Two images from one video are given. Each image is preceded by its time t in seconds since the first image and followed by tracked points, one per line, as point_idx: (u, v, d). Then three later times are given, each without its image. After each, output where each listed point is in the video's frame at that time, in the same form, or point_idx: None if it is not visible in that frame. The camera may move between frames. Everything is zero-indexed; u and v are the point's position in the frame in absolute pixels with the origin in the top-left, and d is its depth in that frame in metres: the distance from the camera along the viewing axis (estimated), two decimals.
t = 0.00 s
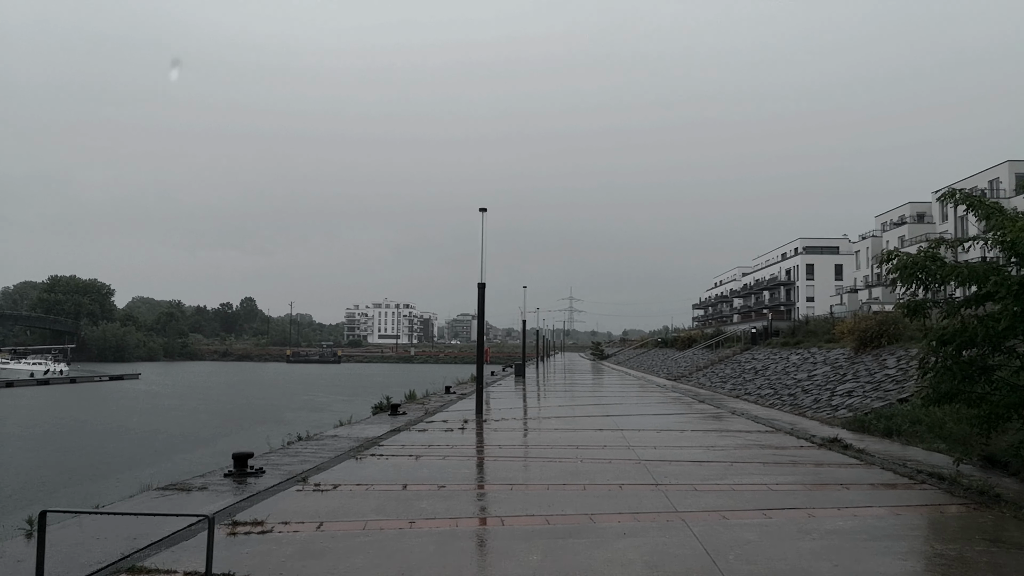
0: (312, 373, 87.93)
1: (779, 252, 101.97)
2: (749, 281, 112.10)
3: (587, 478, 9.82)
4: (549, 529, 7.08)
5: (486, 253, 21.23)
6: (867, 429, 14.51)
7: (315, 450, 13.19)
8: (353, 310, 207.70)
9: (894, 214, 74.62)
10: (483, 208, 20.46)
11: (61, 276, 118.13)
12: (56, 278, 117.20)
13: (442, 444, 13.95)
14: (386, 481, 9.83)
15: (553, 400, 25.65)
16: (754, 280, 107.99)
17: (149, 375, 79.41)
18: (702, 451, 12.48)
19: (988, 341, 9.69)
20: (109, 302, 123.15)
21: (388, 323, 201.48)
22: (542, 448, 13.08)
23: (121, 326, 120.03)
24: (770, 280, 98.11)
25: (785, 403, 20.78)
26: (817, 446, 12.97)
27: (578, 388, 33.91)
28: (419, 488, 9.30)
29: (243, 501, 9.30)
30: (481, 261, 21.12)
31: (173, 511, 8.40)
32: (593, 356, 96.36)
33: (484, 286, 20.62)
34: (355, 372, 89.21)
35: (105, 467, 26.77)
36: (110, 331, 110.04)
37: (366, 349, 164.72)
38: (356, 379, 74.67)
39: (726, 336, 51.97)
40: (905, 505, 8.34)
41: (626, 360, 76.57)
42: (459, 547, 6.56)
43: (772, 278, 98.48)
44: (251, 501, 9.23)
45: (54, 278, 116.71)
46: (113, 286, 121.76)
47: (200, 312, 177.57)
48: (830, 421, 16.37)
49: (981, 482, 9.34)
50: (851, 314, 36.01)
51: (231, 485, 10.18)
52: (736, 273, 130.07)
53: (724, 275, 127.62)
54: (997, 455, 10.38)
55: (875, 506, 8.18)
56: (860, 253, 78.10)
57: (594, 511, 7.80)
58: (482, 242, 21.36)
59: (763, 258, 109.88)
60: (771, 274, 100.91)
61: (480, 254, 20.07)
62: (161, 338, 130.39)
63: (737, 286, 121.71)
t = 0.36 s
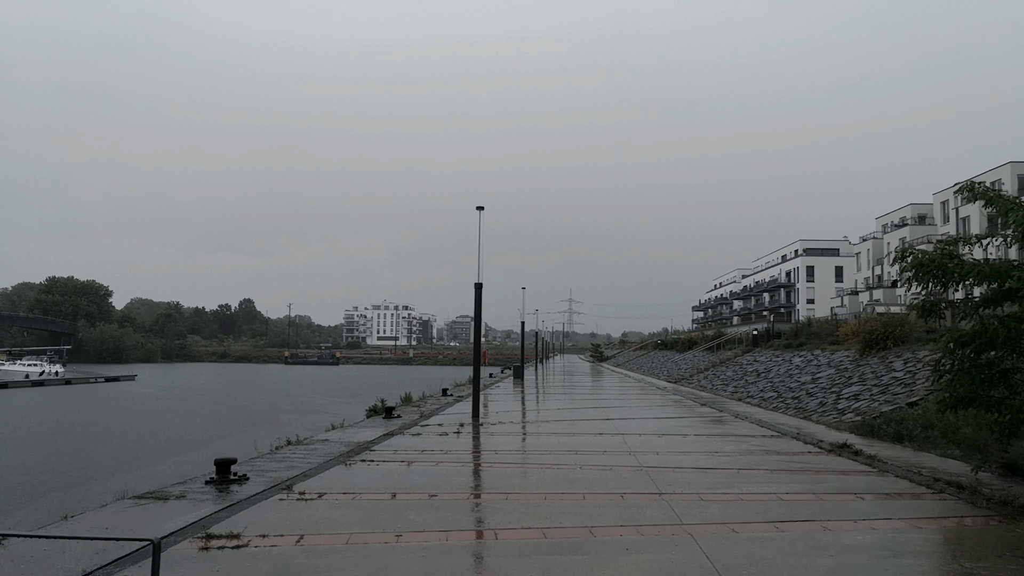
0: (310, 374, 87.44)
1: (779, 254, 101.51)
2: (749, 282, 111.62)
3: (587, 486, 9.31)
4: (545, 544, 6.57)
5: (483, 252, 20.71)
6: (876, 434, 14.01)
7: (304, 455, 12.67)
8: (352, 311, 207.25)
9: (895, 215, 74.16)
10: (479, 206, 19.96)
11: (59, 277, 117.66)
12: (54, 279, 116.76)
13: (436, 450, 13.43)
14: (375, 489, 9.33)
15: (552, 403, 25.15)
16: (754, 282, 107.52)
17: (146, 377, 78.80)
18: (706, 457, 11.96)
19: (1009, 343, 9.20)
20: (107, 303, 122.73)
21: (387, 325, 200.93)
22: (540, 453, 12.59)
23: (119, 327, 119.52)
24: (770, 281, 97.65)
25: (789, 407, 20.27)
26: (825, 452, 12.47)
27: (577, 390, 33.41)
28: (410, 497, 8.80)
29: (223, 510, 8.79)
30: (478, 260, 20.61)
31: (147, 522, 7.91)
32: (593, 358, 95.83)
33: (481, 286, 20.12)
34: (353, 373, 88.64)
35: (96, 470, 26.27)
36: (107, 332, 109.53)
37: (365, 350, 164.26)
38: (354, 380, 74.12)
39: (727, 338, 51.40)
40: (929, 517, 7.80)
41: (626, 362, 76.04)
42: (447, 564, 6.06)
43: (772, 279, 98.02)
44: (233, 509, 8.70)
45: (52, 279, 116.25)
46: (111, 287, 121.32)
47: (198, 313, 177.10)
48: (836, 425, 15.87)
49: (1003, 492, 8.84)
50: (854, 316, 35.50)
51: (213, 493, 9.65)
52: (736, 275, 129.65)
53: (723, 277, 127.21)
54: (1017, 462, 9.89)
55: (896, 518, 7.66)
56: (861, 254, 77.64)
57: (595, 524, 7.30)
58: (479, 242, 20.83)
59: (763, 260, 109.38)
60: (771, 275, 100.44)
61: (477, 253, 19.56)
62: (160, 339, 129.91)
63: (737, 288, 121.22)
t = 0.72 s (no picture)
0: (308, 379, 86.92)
1: (779, 257, 101.09)
2: (749, 285, 111.17)
3: (587, 498, 8.85)
4: (542, 563, 6.12)
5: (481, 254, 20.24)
6: (886, 441, 13.55)
7: (293, 463, 12.19)
8: (351, 315, 206.77)
9: (896, 218, 73.78)
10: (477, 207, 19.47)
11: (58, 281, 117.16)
12: (53, 283, 116.26)
13: (431, 457, 12.96)
14: (364, 501, 8.88)
15: (551, 408, 24.67)
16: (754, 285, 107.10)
17: (144, 381, 78.34)
18: (711, 465, 11.52)
19: None
20: (107, 307, 122.28)
21: (386, 328, 200.39)
22: (539, 461, 12.14)
23: (118, 331, 118.98)
24: (770, 285, 97.21)
25: (794, 412, 19.81)
26: (834, 459, 12.02)
27: (577, 395, 32.98)
28: (400, 510, 8.34)
29: (204, 523, 8.33)
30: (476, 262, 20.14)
31: (121, 537, 7.45)
32: (593, 362, 95.31)
33: (478, 288, 19.69)
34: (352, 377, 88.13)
35: (89, 476, 25.84)
36: (106, 336, 108.96)
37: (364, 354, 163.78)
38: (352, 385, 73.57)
39: (728, 342, 50.92)
40: (951, 532, 7.35)
41: (626, 366, 75.53)
42: None
43: (772, 282, 97.59)
44: (214, 523, 8.25)
45: (51, 283, 115.82)
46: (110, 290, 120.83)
47: (198, 317, 176.59)
48: (843, 432, 15.42)
49: None
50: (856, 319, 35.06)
51: (195, 505, 9.19)
52: (736, 278, 129.23)
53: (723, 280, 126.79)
54: None
55: (918, 533, 7.20)
56: (861, 257, 77.31)
57: (595, 540, 6.86)
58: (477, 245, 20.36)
59: (763, 263, 109.04)
60: (771, 279, 100.03)
61: (475, 255, 19.13)
62: (159, 343, 129.36)
63: (737, 291, 120.75)
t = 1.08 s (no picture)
0: (306, 382, 86.34)
1: (779, 260, 100.65)
2: (748, 288, 110.71)
3: (588, 510, 8.31)
4: None
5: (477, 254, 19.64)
6: (898, 448, 13.05)
7: (280, 472, 11.66)
8: (350, 318, 206.22)
9: (897, 220, 73.41)
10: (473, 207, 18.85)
11: (55, 284, 116.37)
12: (49, 286, 115.51)
13: (425, 465, 12.43)
14: (351, 514, 8.35)
15: (550, 413, 24.12)
16: (754, 288, 106.68)
17: (140, 385, 77.68)
18: (717, 474, 11.00)
19: None
20: (104, 311, 121.54)
21: (385, 331, 199.83)
22: (536, 469, 11.61)
23: (115, 334, 118.24)
24: (770, 287, 96.76)
25: (799, 417, 19.28)
26: (846, 467, 11.50)
27: (576, 398, 32.45)
28: (388, 524, 7.80)
29: (178, 538, 7.78)
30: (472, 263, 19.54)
31: (87, 553, 6.94)
32: (593, 365, 94.76)
33: (475, 290, 19.17)
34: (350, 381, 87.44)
35: (78, 482, 25.27)
36: (103, 340, 108.23)
37: (363, 357, 163.01)
38: (349, 388, 72.88)
39: (729, 345, 50.40)
40: (979, 549, 6.82)
41: (625, 369, 74.93)
42: None
43: (772, 285, 97.14)
44: (189, 538, 7.72)
45: (48, 286, 115.07)
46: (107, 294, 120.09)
47: (196, 320, 175.83)
48: (853, 438, 14.87)
49: None
50: (859, 322, 34.55)
51: (171, 518, 8.66)
52: (735, 281, 128.86)
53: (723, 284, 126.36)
54: None
55: (944, 551, 6.67)
56: (862, 260, 76.80)
57: (596, 559, 6.33)
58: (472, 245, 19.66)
59: (763, 265, 108.49)
60: (771, 282, 99.63)
61: (471, 255, 18.56)
62: (156, 346, 128.63)
63: (737, 294, 120.40)
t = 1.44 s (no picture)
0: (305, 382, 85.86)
1: (780, 261, 100.19)
2: (749, 289, 110.23)
3: (593, 518, 7.82)
4: None
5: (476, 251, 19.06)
6: (912, 451, 12.56)
7: (270, 475, 11.16)
8: (350, 318, 205.70)
9: (899, 221, 72.96)
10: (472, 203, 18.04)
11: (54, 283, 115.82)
12: (49, 285, 114.98)
13: (421, 469, 11.92)
14: (341, 523, 7.86)
15: (550, 414, 23.61)
16: (754, 289, 106.18)
17: (137, 384, 77.11)
18: (726, 479, 10.51)
19: None
20: (103, 310, 120.99)
21: (384, 332, 199.28)
22: (537, 474, 11.12)
23: (114, 334, 117.69)
24: (771, 289, 96.31)
25: (806, 419, 18.78)
26: (861, 472, 11.01)
27: (577, 399, 31.95)
28: (380, 534, 7.29)
29: (154, 548, 7.27)
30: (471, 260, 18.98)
31: (52, 567, 6.44)
32: (593, 366, 94.25)
33: (474, 288, 18.69)
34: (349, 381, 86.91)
35: (68, 484, 24.68)
36: (102, 340, 107.66)
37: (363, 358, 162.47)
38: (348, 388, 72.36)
39: (731, 345, 49.92)
40: (1013, 563, 6.36)
41: (626, 370, 74.39)
42: None
43: (772, 286, 96.69)
44: (167, 548, 7.23)
45: (47, 285, 114.54)
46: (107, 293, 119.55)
47: (196, 320, 175.27)
48: (863, 441, 14.39)
49: None
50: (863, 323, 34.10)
51: (151, 526, 8.17)
52: (735, 282, 128.37)
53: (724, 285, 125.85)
54: None
55: (976, 566, 6.20)
56: (863, 261, 76.33)
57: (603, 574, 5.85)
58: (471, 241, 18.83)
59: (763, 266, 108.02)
60: (771, 282, 99.15)
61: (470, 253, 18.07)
62: (156, 346, 128.10)
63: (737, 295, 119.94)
